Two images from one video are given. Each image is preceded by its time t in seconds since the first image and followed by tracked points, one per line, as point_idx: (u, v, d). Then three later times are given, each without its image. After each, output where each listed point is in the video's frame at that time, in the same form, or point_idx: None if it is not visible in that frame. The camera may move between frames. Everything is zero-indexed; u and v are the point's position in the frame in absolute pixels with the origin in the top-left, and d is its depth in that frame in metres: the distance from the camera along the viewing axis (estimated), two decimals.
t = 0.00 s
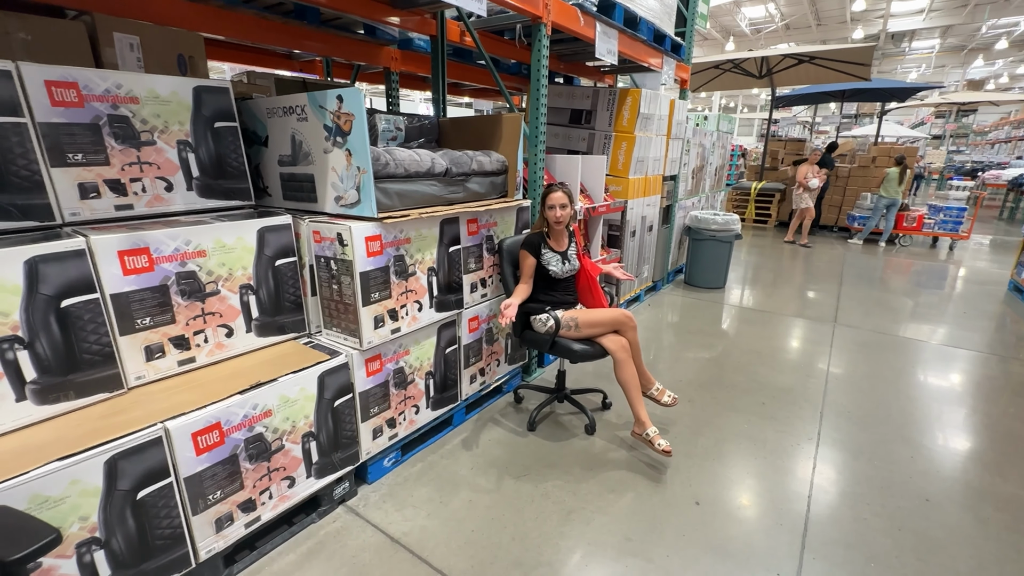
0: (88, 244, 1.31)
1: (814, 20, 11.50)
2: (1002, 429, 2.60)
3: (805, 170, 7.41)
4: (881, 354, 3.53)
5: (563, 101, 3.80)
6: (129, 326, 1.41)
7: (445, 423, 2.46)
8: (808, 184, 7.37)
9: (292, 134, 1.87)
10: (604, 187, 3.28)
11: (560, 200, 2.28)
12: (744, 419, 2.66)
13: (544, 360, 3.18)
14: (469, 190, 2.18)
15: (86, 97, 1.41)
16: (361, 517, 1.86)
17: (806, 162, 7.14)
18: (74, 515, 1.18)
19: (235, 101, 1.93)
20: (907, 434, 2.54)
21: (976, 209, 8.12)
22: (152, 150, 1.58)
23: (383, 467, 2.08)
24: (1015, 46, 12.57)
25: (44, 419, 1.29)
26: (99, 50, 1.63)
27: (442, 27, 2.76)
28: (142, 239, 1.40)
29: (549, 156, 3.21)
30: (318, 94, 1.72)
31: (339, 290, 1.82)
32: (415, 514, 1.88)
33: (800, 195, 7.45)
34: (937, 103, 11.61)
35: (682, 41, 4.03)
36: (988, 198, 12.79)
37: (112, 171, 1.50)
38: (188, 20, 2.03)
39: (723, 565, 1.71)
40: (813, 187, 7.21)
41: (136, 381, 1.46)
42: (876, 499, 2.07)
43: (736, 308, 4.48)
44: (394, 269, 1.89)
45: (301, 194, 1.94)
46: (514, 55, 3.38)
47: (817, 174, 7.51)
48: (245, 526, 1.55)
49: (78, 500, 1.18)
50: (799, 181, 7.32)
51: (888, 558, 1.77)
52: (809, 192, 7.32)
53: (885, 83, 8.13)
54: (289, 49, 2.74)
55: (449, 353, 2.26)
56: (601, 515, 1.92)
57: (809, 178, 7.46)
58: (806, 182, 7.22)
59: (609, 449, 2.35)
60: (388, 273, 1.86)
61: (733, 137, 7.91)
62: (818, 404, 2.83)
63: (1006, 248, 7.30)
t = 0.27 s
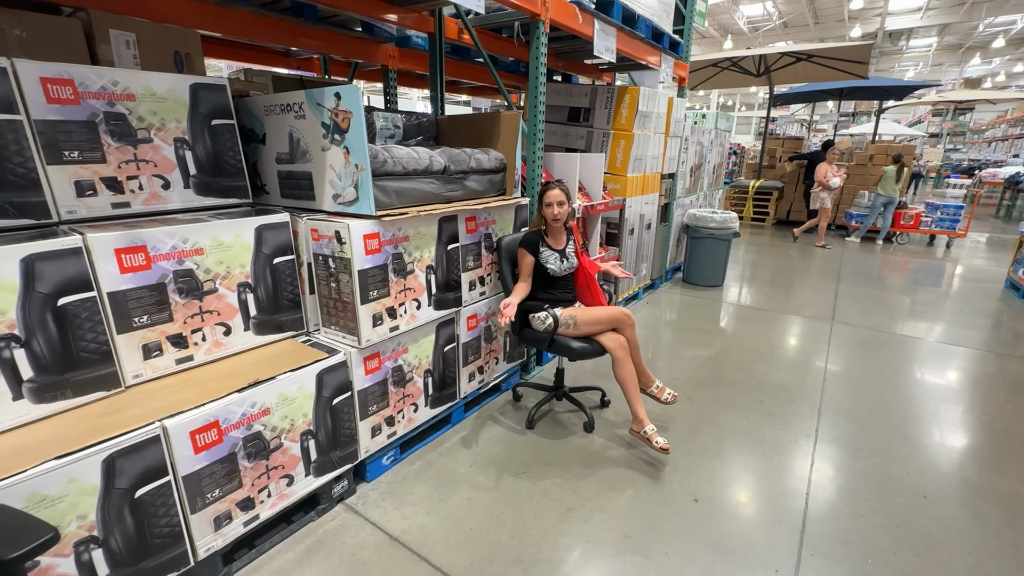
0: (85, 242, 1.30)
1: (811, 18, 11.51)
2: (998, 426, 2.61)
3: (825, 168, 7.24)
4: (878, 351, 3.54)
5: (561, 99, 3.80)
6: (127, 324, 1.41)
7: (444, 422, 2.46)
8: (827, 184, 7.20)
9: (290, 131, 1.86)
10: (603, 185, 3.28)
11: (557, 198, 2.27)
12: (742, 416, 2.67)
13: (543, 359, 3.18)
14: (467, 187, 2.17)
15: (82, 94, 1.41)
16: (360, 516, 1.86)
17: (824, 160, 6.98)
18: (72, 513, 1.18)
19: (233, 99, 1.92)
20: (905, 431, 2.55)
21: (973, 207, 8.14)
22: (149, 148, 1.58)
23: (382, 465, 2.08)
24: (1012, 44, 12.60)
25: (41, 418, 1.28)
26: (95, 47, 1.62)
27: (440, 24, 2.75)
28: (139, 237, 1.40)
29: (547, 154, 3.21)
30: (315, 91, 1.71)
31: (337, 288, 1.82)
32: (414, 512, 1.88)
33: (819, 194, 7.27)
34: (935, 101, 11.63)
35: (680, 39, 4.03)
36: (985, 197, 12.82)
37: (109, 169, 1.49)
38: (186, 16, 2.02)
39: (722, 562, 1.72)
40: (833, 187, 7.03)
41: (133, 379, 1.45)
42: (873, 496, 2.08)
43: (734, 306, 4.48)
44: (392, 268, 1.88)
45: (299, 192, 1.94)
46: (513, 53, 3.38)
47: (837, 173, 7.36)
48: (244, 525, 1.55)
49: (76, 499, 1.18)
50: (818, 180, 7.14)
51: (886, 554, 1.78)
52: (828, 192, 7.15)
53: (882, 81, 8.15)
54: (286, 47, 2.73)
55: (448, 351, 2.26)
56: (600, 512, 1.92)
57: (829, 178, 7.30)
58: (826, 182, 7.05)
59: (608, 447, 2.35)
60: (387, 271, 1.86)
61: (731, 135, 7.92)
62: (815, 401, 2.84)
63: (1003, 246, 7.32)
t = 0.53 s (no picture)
0: (80, 242, 1.30)
1: (807, 18, 11.55)
2: (991, 424, 2.64)
3: (845, 169, 7.10)
4: (873, 350, 3.56)
5: (558, 99, 3.80)
6: (122, 325, 1.40)
7: (441, 422, 2.46)
8: (848, 185, 7.06)
9: (285, 131, 1.86)
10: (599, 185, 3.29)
11: (555, 197, 2.27)
12: (738, 415, 2.68)
13: (540, 358, 3.19)
14: (464, 187, 2.17)
15: (76, 94, 1.40)
16: (357, 516, 1.86)
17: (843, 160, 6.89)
18: (66, 516, 1.17)
19: (228, 98, 1.91)
20: (899, 429, 2.57)
21: (967, 206, 8.19)
22: (143, 147, 1.57)
23: (378, 465, 2.08)
24: (1006, 44, 12.68)
25: (34, 419, 1.28)
26: (88, 46, 1.61)
27: (437, 24, 2.75)
28: (133, 238, 1.39)
29: (544, 154, 3.21)
30: (311, 91, 1.71)
31: (333, 288, 1.81)
32: (411, 512, 1.88)
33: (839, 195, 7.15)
34: (929, 101, 11.69)
35: (676, 39, 4.04)
36: (979, 196, 12.90)
37: (103, 169, 1.48)
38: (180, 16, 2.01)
39: (718, 560, 1.73)
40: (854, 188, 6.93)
41: (128, 380, 1.45)
42: (868, 494, 2.09)
43: (730, 305, 4.50)
44: (388, 268, 1.88)
45: (295, 192, 1.93)
46: (509, 52, 3.37)
47: (856, 174, 7.24)
48: (240, 526, 1.55)
49: (71, 501, 1.17)
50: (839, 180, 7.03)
51: (880, 551, 1.79)
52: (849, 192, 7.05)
53: (878, 81, 8.19)
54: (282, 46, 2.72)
55: (445, 351, 2.26)
56: (597, 512, 1.93)
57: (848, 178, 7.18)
58: (847, 182, 6.94)
59: (604, 446, 2.36)
60: (383, 271, 1.86)
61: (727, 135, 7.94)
62: (811, 400, 2.85)
63: (997, 245, 7.38)
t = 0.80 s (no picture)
0: (85, 237, 1.30)
1: (810, 14, 11.50)
2: (995, 420, 2.63)
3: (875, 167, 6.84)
4: (876, 346, 3.56)
5: (560, 95, 3.79)
6: (127, 320, 1.40)
7: (444, 417, 2.46)
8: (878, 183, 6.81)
9: (289, 127, 1.86)
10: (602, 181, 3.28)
11: (564, 192, 2.29)
12: (741, 411, 2.68)
13: (543, 354, 3.18)
14: (467, 183, 2.17)
15: (80, 89, 1.40)
16: (361, 511, 1.86)
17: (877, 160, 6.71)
18: (73, 509, 1.18)
19: (231, 94, 1.91)
20: (903, 425, 2.57)
21: (970, 203, 8.16)
22: (147, 143, 1.57)
23: (382, 461, 2.08)
24: (1010, 40, 12.61)
25: (40, 414, 1.28)
26: (92, 41, 1.61)
27: (439, 20, 2.74)
28: (138, 233, 1.39)
29: (546, 150, 3.20)
30: (314, 86, 1.71)
31: (337, 284, 1.82)
32: (415, 507, 1.89)
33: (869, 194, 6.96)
34: (933, 97, 11.63)
35: (679, 35, 4.03)
36: (983, 193, 12.84)
37: (107, 164, 1.48)
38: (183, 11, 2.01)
39: (722, 555, 1.73)
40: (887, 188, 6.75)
41: (133, 375, 1.45)
42: (872, 490, 2.09)
43: (732, 302, 4.49)
44: (392, 263, 1.88)
45: (298, 187, 1.93)
46: (512, 48, 3.37)
47: (886, 172, 6.97)
48: (246, 520, 1.55)
49: (77, 494, 1.17)
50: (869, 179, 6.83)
51: (884, 547, 1.79)
52: (879, 193, 6.88)
53: (881, 77, 8.15)
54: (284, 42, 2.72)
55: (448, 347, 2.26)
56: (601, 507, 1.93)
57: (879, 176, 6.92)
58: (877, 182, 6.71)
59: (607, 442, 2.36)
60: (387, 266, 1.86)
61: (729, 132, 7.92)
62: (814, 396, 2.85)
63: (1000, 242, 7.35)
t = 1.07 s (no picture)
0: (93, 238, 1.31)
1: (814, 15, 11.46)
2: (1004, 422, 2.61)
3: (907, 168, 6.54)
4: (883, 348, 3.53)
5: (564, 96, 3.79)
6: (134, 321, 1.41)
7: (449, 419, 2.46)
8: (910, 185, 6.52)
9: (295, 128, 1.87)
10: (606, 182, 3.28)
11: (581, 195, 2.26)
12: (747, 413, 2.66)
13: (548, 356, 3.18)
14: (472, 184, 2.17)
15: (89, 91, 1.41)
16: (366, 512, 1.86)
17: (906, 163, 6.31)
18: (81, 509, 1.18)
19: (238, 96, 1.92)
20: (910, 427, 2.55)
21: (978, 204, 8.11)
22: (155, 145, 1.58)
23: (387, 462, 2.08)
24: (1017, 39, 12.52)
25: (49, 414, 1.29)
26: (100, 45, 1.62)
27: (444, 21, 2.75)
28: (146, 234, 1.40)
29: (551, 152, 3.20)
30: (320, 88, 1.71)
31: (343, 285, 1.82)
32: (420, 508, 1.89)
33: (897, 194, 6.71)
34: (939, 97, 11.55)
35: (683, 36, 4.02)
36: (990, 193, 12.75)
37: (116, 166, 1.50)
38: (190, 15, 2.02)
39: (728, 558, 1.72)
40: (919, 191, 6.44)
41: (141, 375, 1.46)
42: (879, 492, 2.07)
43: (737, 303, 4.48)
44: (397, 264, 1.88)
45: (304, 189, 1.94)
46: (516, 50, 3.37)
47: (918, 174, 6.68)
48: (252, 520, 1.56)
49: (85, 494, 1.18)
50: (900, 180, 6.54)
51: (892, 549, 1.78)
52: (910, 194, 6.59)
53: (887, 77, 8.11)
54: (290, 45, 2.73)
55: (453, 348, 2.26)
56: (606, 509, 1.92)
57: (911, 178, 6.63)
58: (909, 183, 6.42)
59: (612, 443, 2.36)
60: (392, 267, 1.86)
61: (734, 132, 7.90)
62: (820, 398, 2.83)
63: (1008, 243, 7.30)
